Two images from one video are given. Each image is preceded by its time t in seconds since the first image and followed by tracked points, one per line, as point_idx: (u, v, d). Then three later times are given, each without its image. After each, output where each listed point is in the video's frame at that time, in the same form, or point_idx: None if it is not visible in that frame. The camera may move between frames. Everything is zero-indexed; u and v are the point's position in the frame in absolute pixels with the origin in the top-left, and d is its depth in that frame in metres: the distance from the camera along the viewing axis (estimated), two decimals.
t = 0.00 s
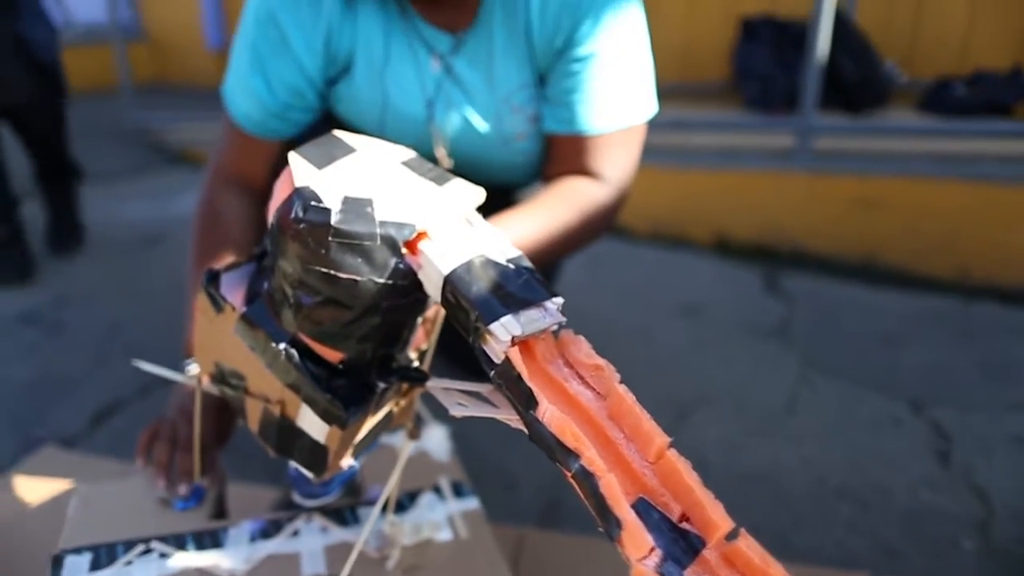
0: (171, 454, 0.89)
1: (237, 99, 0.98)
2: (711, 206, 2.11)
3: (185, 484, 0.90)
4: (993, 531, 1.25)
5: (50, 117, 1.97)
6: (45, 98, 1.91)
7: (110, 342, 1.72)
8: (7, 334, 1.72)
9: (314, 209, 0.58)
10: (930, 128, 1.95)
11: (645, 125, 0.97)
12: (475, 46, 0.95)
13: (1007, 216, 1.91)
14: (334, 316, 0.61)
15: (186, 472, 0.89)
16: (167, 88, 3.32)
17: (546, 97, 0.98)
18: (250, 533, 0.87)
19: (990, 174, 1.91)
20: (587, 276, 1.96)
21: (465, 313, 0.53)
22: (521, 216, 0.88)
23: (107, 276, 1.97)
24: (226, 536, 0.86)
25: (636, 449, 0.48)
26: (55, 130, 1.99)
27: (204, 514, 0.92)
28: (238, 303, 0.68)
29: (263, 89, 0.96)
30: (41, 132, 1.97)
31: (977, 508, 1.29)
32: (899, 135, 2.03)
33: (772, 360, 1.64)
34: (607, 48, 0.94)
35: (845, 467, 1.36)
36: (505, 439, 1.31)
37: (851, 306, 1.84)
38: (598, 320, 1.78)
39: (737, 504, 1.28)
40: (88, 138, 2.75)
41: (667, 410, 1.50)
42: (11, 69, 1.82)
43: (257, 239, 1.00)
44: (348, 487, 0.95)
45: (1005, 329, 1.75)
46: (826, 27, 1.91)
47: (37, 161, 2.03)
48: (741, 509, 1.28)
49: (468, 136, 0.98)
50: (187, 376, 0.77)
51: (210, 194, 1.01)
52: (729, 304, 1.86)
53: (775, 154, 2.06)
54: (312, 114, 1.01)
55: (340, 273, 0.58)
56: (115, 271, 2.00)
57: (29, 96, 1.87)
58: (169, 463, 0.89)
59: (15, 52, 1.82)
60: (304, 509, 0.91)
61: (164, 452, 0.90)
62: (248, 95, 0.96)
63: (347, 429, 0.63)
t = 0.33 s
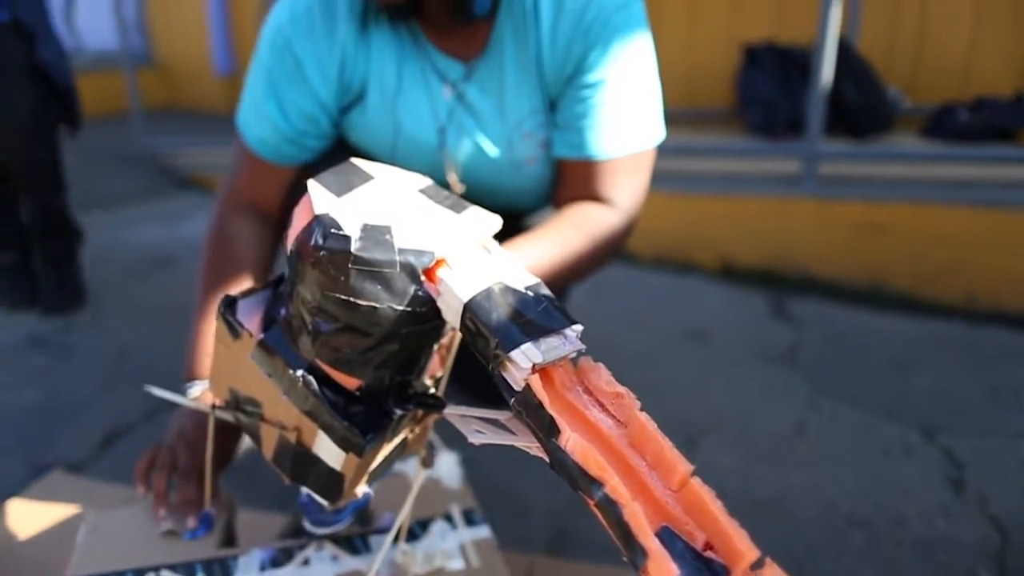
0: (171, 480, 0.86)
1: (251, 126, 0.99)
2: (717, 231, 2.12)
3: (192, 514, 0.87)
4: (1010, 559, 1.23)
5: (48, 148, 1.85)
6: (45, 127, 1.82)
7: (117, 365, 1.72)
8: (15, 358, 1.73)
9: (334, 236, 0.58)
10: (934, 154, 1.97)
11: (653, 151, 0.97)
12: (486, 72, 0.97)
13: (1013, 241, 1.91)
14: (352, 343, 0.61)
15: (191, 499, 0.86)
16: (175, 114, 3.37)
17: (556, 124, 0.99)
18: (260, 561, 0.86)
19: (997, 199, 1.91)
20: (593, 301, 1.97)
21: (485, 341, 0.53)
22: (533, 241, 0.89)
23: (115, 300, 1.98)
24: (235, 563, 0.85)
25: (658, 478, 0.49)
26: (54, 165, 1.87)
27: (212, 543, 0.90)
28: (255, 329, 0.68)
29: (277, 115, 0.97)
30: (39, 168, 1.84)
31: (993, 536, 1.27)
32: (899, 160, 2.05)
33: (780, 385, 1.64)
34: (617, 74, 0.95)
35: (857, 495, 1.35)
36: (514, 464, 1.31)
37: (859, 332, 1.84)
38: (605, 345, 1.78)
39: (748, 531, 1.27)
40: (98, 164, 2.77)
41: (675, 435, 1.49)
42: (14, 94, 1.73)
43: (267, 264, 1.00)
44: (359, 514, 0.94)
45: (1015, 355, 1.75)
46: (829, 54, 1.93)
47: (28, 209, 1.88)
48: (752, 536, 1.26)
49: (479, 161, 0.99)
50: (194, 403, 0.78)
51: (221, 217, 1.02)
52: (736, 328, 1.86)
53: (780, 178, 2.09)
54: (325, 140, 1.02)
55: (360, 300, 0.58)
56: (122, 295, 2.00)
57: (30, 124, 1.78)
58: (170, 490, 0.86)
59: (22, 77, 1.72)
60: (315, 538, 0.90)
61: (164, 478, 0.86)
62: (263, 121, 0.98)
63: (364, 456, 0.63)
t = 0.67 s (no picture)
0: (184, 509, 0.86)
1: (270, 153, 1.00)
2: (725, 255, 2.13)
3: (204, 542, 0.86)
4: None
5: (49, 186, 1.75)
6: (47, 162, 1.74)
7: (128, 389, 1.72)
8: (25, 382, 1.73)
9: (356, 266, 0.58)
10: (942, 181, 1.96)
11: (664, 177, 0.98)
12: (500, 100, 0.98)
13: None
14: (373, 372, 0.61)
15: (205, 526, 0.85)
16: (186, 139, 3.41)
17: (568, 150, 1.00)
18: None
19: (1008, 225, 1.91)
20: (602, 327, 1.97)
21: (507, 372, 0.54)
22: (549, 269, 0.90)
23: (127, 324, 1.99)
24: None
25: (681, 511, 0.49)
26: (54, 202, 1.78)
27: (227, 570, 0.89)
28: (274, 357, 0.68)
29: (295, 142, 0.99)
30: (36, 203, 1.75)
31: (1012, 566, 1.25)
32: (908, 187, 2.06)
33: (792, 412, 1.63)
34: (629, 102, 0.96)
35: (872, 524, 1.33)
36: (525, 491, 1.31)
37: (870, 359, 1.83)
38: (615, 371, 1.78)
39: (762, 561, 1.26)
40: (110, 188, 2.80)
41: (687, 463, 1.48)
42: (13, 128, 1.66)
43: (282, 289, 1.01)
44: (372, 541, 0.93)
45: None
46: (837, 81, 1.94)
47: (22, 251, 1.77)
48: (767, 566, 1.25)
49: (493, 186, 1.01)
50: (209, 431, 0.78)
51: (237, 243, 1.02)
52: (746, 355, 1.85)
53: (789, 204, 2.10)
54: (342, 166, 1.04)
55: (380, 329, 0.58)
56: (133, 319, 2.01)
57: (29, 161, 1.70)
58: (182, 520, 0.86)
59: (23, 112, 1.66)
60: (328, 567, 0.90)
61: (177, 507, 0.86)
62: (280, 148, 0.99)
63: (383, 485, 0.63)
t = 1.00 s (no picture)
0: (203, 535, 0.84)
1: (286, 179, 1.01)
2: (735, 278, 2.14)
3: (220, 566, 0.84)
4: None
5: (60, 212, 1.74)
6: (57, 189, 1.72)
7: (139, 412, 1.72)
8: (36, 404, 1.73)
9: (378, 293, 0.58)
10: (956, 205, 1.95)
11: (676, 199, 1.00)
12: (515, 123, 1.00)
13: None
14: (394, 400, 0.61)
15: (221, 554, 0.84)
16: (199, 162, 3.45)
17: (581, 172, 1.02)
18: None
19: None
20: (613, 351, 1.97)
21: (529, 401, 0.54)
22: (565, 289, 0.90)
23: (138, 346, 1.99)
24: None
25: (707, 542, 0.49)
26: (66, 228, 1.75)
27: None
28: (293, 384, 0.68)
29: (311, 168, 1.00)
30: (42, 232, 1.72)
31: None
32: (919, 212, 2.05)
33: (805, 438, 1.62)
34: (641, 125, 0.98)
35: (890, 553, 1.31)
36: (539, 518, 1.30)
37: (883, 384, 1.82)
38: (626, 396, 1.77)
39: None
40: (124, 210, 2.83)
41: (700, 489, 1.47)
42: (24, 155, 1.66)
43: (299, 315, 1.02)
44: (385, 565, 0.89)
45: None
46: (847, 107, 1.95)
47: (28, 277, 1.77)
48: None
49: (508, 208, 1.02)
50: (227, 457, 0.78)
51: (253, 268, 1.03)
52: (758, 380, 1.85)
53: (799, 230, 2.10)
54: (357, 192, 1.05)
55: (402, 357, 0.58)
56: (145, 340, 2.03)
57: (40, 187, 1.69)
58: (200, 546, 0.84)
59: (33, 141, 1.66)
60: None
61: (194, 533, 0.84)
62: (297, 174, 1.00)
63: (403, 514, 0.63)
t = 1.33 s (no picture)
0: (221, 560, 0.84)
1: (302, 202, 1.03)
2: (746, 299, 2.15)
3: None
4: None
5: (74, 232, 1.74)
6: (73, 209, 1.72)
7: (150, 433, 1.72)
8: (49, 425, 1.74)
9: (401, 318, 0.59)
10: (968, 228, 1.94)
11: (690, 214, 1.04)
12: (533, 143, 1.03)
13: None
14: (416, 424, 0.61)
15: None
16: (212, 183, 3.49)
17: (598, 190, 1.05)
18: None
19: None
20: (624, 373, 1.97)
21: (552, 426, 0.54)
22: (583, 311, 0.92)
23: (151, 366, 2.00)
24: None
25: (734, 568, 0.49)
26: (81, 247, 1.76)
27: None
28: (314, 408, 0.68)
29: (327, 190, 1.01)
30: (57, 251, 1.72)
31: None
32: (932, 234, 2.04)
33: (819, 463, 1.61)
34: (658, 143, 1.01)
35: None
36: (553, 543, 1.29)
37: (898, 409, 1.80)
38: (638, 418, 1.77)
39: None
40: (137, 231, 2.86)
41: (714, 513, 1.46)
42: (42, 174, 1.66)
43: (314, 337, 1.03)
44: None
45: None
46: (857, 129, 1.95)
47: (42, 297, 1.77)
48: None
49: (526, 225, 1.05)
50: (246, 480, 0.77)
51: (269, 290, 1.04)
52: (772, 403, 1.84)
53: (810, 251, 2.09)
54: (374, 214, 1.08)
55: (425, 382, 0.59)
56: (158, 360, 2.04)
57: (57, 205, 1.69)
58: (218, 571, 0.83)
59: (50, 160, 1.66)
60: None
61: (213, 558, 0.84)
62: (313, 196, 1.02)
63: (424, 538, 0.63)
